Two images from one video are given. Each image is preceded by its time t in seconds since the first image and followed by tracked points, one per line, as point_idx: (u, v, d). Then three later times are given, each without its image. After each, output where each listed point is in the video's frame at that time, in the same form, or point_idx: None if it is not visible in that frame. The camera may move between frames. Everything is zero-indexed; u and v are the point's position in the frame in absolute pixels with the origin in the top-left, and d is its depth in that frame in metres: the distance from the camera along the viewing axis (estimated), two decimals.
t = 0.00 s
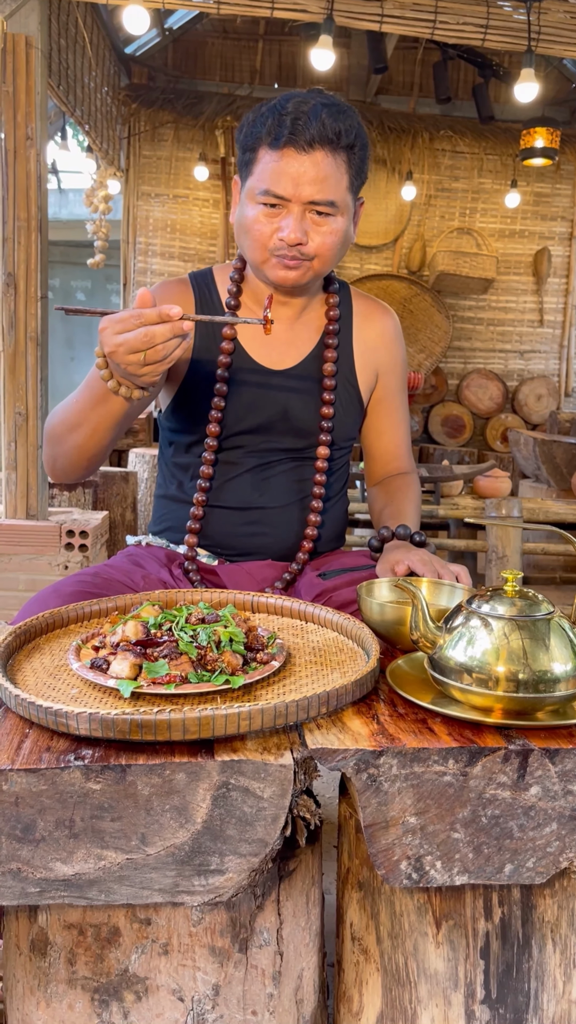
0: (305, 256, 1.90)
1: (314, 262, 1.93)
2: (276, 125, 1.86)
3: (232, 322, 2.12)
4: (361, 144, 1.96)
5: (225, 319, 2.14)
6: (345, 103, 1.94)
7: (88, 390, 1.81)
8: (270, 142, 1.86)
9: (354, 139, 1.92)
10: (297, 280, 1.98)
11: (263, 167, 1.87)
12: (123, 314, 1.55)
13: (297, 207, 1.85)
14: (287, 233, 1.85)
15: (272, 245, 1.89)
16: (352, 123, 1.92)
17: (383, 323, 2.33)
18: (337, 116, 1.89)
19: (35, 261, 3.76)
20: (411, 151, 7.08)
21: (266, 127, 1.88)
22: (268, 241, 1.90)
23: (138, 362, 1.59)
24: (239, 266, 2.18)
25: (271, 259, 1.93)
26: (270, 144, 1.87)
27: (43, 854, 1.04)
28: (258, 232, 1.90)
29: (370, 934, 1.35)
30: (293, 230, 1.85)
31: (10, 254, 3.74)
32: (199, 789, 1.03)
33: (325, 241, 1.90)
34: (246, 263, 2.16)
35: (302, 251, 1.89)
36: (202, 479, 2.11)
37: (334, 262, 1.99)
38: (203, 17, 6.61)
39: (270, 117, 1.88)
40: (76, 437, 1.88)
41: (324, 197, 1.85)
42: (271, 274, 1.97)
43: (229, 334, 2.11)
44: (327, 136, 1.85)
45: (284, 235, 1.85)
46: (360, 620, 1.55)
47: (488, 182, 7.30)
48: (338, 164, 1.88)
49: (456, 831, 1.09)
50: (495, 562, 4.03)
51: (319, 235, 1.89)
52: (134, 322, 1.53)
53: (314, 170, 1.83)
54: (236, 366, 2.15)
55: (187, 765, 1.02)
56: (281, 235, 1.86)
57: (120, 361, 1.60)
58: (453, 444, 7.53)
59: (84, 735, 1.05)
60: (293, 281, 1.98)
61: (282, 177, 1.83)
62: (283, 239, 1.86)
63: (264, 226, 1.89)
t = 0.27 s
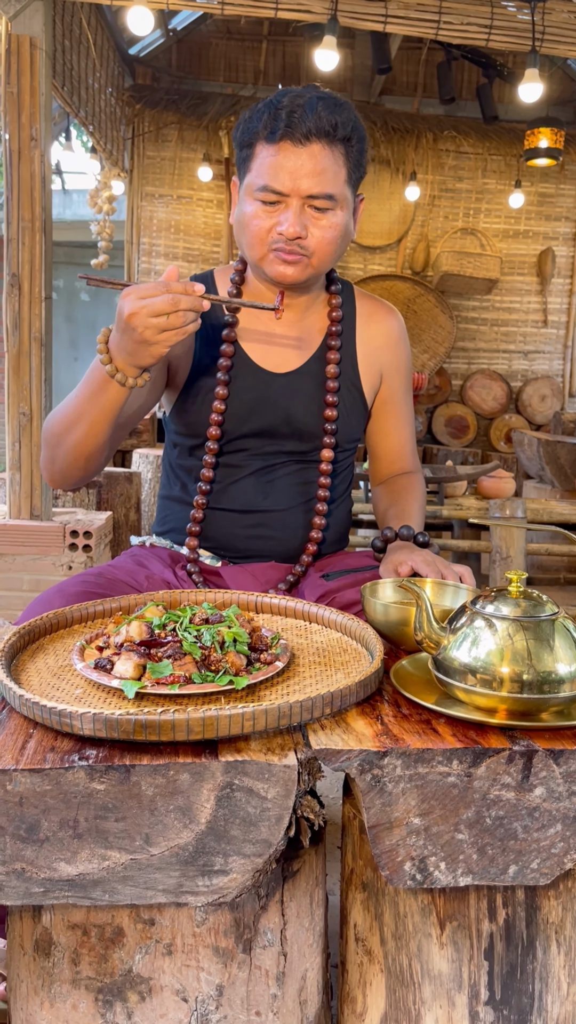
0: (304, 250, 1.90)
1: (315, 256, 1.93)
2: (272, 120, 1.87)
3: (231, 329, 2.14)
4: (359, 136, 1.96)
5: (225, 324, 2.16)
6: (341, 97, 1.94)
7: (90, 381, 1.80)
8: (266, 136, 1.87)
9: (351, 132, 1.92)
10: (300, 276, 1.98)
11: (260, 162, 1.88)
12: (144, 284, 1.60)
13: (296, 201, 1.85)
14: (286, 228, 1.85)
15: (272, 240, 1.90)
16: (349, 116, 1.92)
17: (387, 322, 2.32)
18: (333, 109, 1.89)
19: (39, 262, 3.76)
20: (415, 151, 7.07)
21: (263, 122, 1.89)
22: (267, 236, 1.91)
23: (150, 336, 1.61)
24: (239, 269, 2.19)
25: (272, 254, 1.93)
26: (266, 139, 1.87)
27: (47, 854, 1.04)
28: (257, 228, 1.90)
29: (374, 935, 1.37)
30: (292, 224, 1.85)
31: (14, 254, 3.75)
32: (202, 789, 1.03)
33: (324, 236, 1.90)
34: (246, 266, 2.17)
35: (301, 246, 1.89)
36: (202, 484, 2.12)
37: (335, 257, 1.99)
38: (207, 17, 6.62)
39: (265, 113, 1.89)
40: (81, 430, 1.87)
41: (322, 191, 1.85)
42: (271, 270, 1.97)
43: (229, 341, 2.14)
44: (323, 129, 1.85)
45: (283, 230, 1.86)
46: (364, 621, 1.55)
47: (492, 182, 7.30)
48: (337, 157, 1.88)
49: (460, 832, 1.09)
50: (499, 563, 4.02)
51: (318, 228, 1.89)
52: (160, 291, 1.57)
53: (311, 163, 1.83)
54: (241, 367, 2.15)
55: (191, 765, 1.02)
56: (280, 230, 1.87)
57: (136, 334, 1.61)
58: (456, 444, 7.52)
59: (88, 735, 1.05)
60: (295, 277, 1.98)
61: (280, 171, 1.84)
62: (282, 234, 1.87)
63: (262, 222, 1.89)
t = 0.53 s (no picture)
0: (288, 258, 1.90)
1: (300, 263, 1.93)
2: (248, 130, 1.87)
3: (228, 330, 2.14)
4: (339, 139, 1.96)
5: (221, 325, 2.15)
6: (319, 100, 1.93)
7: (100, 360, 1.82)
8: (243, 147, 1.87)
9: (330, 135, 1.92)
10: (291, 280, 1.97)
11: (240, 172, 1.88)
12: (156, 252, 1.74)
13: (276, 209, 1.85)
14: (267, 237, 1.85)
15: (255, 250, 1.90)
16: (327, 118, 1.92)
17: (386, 321, 2.31)
18: (310, 113, 1.88)
19: (43, 262, 3.77)
20: (419, 152, 7.08)
21: (239, 133, 1.89)
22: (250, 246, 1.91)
23: (169, 291, 1.71)
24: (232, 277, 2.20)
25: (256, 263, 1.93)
26: (244, 148, 1.88)
27: (49, 855, 1.04)
28: (239, 238, 1.90)
29: (377, 936, 1.35)
30: (272, 233, 1.85)
31: (18, 255, 3.75)
32: (205, 789, 1.03)
33: (308, 242, 1.90)
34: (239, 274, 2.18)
35: (284, 254, 1.89)
36: (200, 487, 2.12)
37: (322, 261, 1.98)
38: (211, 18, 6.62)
39: (242, 123, 1.89)
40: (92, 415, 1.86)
41: (302, 198, 1.84)
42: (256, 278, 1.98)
43: (225, 343, 2.14)
44: (299, 136, 1.85)
45: (264, 239, 1.86)
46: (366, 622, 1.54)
47: (496, 183, 7.29)
48: (315, 163, 1.87)
49: (464, 833, 1.09)
50: (503, 564, 4.01)
51: (300, 235, 1.89)
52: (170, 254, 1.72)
53: (289, 171, 1.83)
54: (243, 367, 2.15)
55: (193, 765, 1.02)
56: (261, 240, 1.87)
57: (155, 291, 1.71)
58: (460, 445, 7.51)
59: (91, 736, 1.05)
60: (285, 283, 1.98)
61: (258, 181, 1.83)
62: (264, 243, 1.87)
63: (244, 233, 1.89)
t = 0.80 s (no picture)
0: (286, 258, 1.91)
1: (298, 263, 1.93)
2: (242, 132, 1.87)
3: (227, 330, 2.15)
4: (334, 137, 1.95)
5: (221, 326, 2.16)
6: (312, 99, 1.93)
7: (103, 369, 1.83)
8: (237, 149, 1.87)
9: (324, 134, 1.92)
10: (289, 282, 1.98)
11: (235, 174, 1.88)
12: (155, 261, 1.74)
13: (273, 209, 1.85)
14: (264, 238, 1.85)
15: (253, 251, 1.90)
16: (320, 118, 1.92)
17: (386, 321, 2.31)
18: (303, 113, 1.88)
19: (45, 264, 3.77)
20: (422, 153, 7.09)
21: (233, 135, 1.90)
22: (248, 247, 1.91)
23: (168, 296, 1.71)
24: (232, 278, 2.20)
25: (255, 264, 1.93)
26: (238, 151, 1.88)
27: (50, 856, 1.04)
28: (237, 240, 1.91)
29: (378, 938, 1.34)
30: (270, 234, 1.85)
31: (20, 257, 3.76)
32: (206, 790, 1.03)
33: (305, 242, 1.90)
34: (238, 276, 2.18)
35: (282, 255, 1.90)
36: (201, 488, 2.13)
37: (321, 261, 1.98)
38: (213, 20, 6.63)
39: (235, 125, 1.90)
40: (97, 423, 1.86)
41: (298, 198, 1.84)
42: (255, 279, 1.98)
43: (225, 343, 2.14)
44: (293, 136, 1.85)
45: (261, 240, 1.86)
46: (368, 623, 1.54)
47: (498, 184, 7.28)
48: (310, 162, 1.87)
49: (465, 835, 1.08)
50: (505, 565, 4.01)
51: (298, 236, 1.89)
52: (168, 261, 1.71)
53: (284, 171, 1.83)
54: (244, 368, 2.15)
55: (195, 766, 1.02)
56: (259, 241, 1.87)
57: (153, 298, 1.71)
58: (462, 446, 7.51)
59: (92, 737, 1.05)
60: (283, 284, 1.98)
61: (253, 182, 1.84)
62: (262, 244, 1.87)
63: (242, 234, 1.90)
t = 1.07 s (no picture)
0: (289, 259, 1.91)
1: (301, 263, 1.93)
2: (247, 133, 1.88)
3: (229, 330, 2.15)
4: (339, 140, 1.96)
5: (222, 326, 2.16)
6: (317, 101, 1.94)
7: (95, 385, 1.84)
8: (242, 149, 1.88)
9: (329, 136, 1.92)
10: (292, 281, 1.98)
11: (240, 174, 1.88)
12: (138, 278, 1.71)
13: (277, 210, 1.85)
14: (269, 238, 1.86)
15: (257, 251, 1.90)
16: (325, 119, 1.92)
17: (387, 322, 2.31)
18: (309, 115, 1.89)
19: (46, 265, 3.77)
20: (422, 154, 7.09)
21: (238, 136, 1.90)
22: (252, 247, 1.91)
23: (152, 317, 1.69)
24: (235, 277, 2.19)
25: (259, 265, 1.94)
26: (243, 152, 1.88)
27: (52, 856, 1.04)
28: (242, 240, 1.91)
29: (380, 938, 1.34)
30: (274, 234, 1.85)
31: (21, 258, 3.76)
32: (209, 790, 1.03)
33: (309, 242, 1.90)
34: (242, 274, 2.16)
35: (285, 255, 1.90)
36: (202, 488, 2.14)
37: (324, 263, 1.99)
38: (214, 21, 6.63)
39: (241, 126, 1.91)
40: (95, 437, 1.89)
41: (303, 199, 1.85)
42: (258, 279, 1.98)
43: (226, 342, 2.14)
44: (298, 137, 1.86)
45: (266, 240, 1.86)
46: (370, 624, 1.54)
47: (499, 184, 7.28)
48: (315, 163, 1.88)
49: (467, 835, 1.09)
50: (506, 565, 4.01)
51: (302, 236, 1.89)
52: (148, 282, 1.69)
53: (290, 172, 1.84)
54: (245, 369, 2.16)
55: (197, 766, 1.02)
56: (263, 241, 1.87)
57: (138, 320, 1.69)
58: (463, 446, 7.51)
59: (94, 737, 1.05)
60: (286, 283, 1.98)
61: (259, 182, 1.84)
62: (266, 244, 1.87)
63: (246, 234, 1.90)
